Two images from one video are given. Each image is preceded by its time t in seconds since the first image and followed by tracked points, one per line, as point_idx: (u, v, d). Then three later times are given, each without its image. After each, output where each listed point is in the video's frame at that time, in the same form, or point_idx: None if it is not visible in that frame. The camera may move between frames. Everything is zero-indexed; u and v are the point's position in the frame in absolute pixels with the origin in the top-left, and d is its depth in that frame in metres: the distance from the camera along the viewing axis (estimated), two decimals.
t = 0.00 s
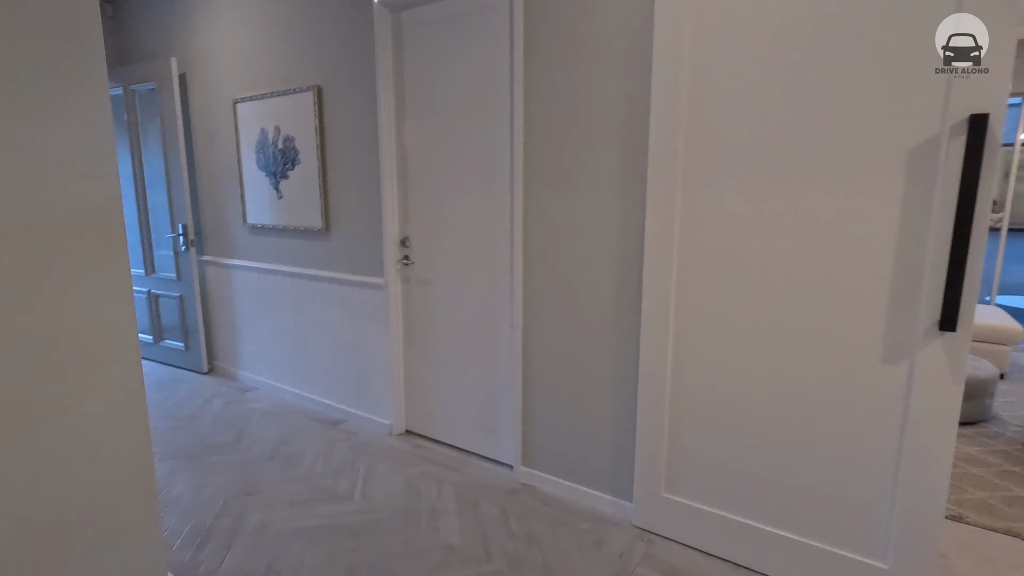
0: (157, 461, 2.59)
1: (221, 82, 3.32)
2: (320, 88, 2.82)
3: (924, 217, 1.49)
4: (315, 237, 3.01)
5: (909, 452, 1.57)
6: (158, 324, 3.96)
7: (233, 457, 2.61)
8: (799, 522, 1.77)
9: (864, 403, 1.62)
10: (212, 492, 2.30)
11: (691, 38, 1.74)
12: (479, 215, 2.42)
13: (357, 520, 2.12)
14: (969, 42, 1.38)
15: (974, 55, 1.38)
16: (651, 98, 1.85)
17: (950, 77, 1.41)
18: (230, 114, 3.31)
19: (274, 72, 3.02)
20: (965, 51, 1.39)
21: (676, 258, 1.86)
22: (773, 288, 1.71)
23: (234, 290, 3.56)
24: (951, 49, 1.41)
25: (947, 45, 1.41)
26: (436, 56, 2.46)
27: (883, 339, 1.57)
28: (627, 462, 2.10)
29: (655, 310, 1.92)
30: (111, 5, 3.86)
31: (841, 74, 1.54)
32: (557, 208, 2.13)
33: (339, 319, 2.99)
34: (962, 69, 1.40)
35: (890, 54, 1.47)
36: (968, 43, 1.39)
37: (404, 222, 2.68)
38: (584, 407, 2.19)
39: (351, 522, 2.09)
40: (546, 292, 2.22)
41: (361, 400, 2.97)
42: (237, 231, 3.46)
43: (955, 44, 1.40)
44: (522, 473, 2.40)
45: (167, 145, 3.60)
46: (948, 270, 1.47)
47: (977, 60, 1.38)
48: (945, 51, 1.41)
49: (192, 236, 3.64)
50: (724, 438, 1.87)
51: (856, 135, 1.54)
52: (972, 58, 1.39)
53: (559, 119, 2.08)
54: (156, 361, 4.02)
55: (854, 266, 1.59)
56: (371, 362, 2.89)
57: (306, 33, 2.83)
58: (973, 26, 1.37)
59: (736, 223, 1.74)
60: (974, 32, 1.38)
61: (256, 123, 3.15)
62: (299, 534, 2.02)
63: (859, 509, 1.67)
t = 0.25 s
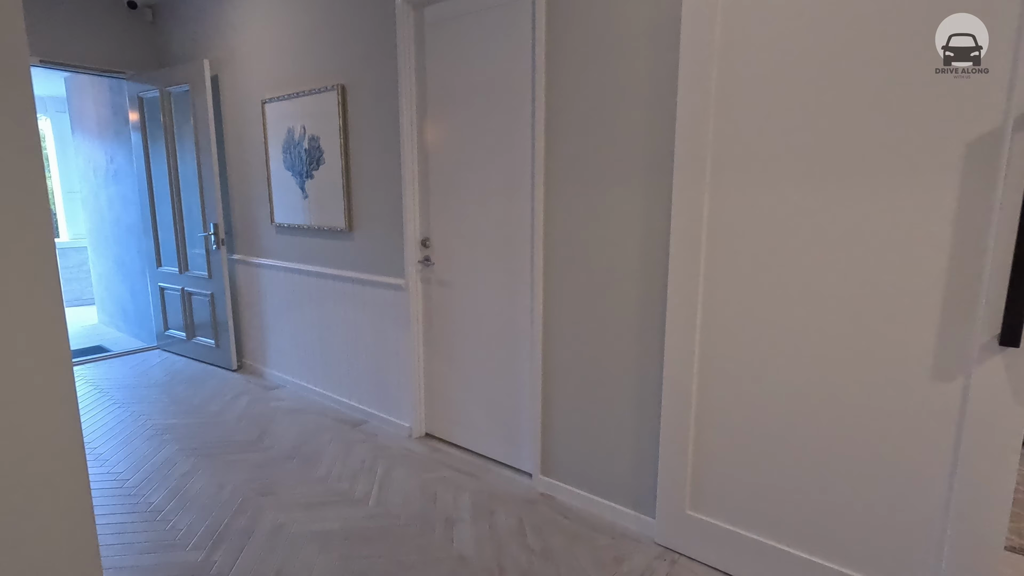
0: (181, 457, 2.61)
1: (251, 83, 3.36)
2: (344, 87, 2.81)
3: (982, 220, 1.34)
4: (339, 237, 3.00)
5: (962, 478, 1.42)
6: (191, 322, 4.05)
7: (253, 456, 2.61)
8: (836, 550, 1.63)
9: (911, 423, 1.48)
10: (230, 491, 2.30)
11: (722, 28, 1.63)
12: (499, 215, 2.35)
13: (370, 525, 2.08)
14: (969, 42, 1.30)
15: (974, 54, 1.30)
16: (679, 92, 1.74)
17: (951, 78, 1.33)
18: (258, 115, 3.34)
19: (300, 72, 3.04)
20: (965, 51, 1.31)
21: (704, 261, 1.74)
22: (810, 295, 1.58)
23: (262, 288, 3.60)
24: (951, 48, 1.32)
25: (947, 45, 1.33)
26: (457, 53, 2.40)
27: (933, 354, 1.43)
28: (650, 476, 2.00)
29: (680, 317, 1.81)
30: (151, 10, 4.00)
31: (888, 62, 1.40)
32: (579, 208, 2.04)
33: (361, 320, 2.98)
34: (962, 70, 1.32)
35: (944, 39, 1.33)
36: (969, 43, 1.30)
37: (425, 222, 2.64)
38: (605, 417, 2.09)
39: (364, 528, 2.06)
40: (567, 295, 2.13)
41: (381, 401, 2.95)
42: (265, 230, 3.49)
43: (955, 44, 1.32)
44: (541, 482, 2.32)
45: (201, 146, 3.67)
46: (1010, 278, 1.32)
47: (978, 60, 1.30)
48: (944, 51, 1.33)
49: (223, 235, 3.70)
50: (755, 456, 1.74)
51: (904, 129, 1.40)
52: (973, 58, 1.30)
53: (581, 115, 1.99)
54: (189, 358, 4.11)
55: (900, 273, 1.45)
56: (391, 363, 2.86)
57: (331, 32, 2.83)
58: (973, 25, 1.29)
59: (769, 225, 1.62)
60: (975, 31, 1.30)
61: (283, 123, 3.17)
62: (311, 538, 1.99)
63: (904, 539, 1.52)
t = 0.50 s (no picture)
0: (202, 456, 2.63)
1: (276, 85, 3.39)
2: (365, 88, 2.79)
3: None
4: (360, 238, 2.99)
5: (1019, 508, 1.29)
6: (219, 321, 4.11)
7: (273, 457, 2.61)
8: None
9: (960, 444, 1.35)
10: (247, 493, 2.30)
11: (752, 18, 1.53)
12: (519, 216, 2.29)
13: (383, 533, 2.04)
14: (969, 42, 1.25)
15: (973, 54, 1.25)
16: (706, 87, 1.64)
17: (951, 78, 1.28)
18: (283, 116, 3.36)
19: (323, 73, 3.04)
20: (964, 51, 1.25)
21: (732, 266, 1.64)
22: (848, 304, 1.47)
23: (286, 289, 3.62)
24: (950, 48, 1.27)
25: (947, 45, 1.28)
26: (477, 51, 2.35)
27: (985, 369, 1.31)
28: (673, 491, 1.90)
29: (706, 324, 1.72)
30: (183, 15, 4.10)
31: (936, 51, 1.29)
32: (601, 210, 1.96)
33: (382, 322, 2.95)
34: (962, 70, 1.27)
35: (1000, 24, 1.21)
36: (968, 43, 1.25)
37: (445, 224, 2.59)
38: (626, 427, 2.01)
39: (378, 535, 2.02)
40: (588, 300, 2.06)
41: (401, 405, 2.92)
42: (290, 231, 3.51)
43: (955, 44, 1.26)
44: (560, 493, 2.25)
45: (229, 148, 3.72)
46: None
47: (977, 60, 1.24)
48: (944, 51, 1.28)
49: (249, 236, 3.74)
50: (785, 473, 1.64)
51: (954, 124, 1.28)
52: (972, 58, 1.25)
53: (603, 113, 1.92)
54: (217, 356, 4.17)
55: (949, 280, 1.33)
56: (410, 367, 2.83)
57: (354, 33, 2.81)
58: (973, 25, 1.24)
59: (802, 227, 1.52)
60: (975, 31, 1.24)
61: (307, 125, 3.18)
62: (323, 545, 1.97)
63: (951, 570, 1.40)
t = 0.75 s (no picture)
0: (225, 455, 2.63)
1: (303, 84, 3.39)
2: (389, 85, 2.75)
3: None
4: (384, 238, 2.95)
5: None
6: (248, 319, 4.16)
7: (293, 457, 2.59)
8: None
9: None
10: (267, 494, 2.28)
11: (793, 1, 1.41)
12: (542, 215, 2.20)
13: (400, 540, 1.98)
14: (969, 42, 1.19)
15: (973, 54, 1.19)
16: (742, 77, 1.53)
17: (952, 78, 1.22)
18: (310, 115, 3.36)
19: (348, 71, 3.02)
20: (964, 51, 1.19)
21: (769, 269, 1.53)
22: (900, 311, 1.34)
23: (312, 288, 3.62)
24: (950, 48, 1.21)
25: (947, 45, 1.22)
26: (501, 45, 2.27)
27: None
28: (702, 507, 1.79)
29: (740, 331, 1.60)
30: (216, 17, 4.17)
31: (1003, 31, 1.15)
32: (628, 209, 1.87)
33: (404, 323, 2.91)
34: (962, 70, 1.21)
35: None
36: (967, 43, 1.19)
37: (467, 223, 2.53)
38: (653, 438, 1.90)
39: (393, 542, 1.97)
40: (613, 303, 1.96)
41: (422, 407, 2.87)
42: (316, 231, 3.50)
43: (954, 43, 1.20)
44: (583, 503, 2.15)
45: (258, 147, 3.75)
46: None
47: (977, 60, 1.19)
48: (944, 50, 1.22)
49: (276, 235, 3.75)
50: (825, 494, 1.51)
51: None
52: (971, 58, 1.19)
53: (630, 106, 1.82)
54: (246, 354, 4.22)
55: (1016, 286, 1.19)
56: (432, 369, 2.77)
57: (378, 29, 2.78)
58: (973, 24, 1.18)
59: (847, 227, 1.39)
60: (975, 30, 1.18)
61: (333, 123, 3.16)
62: (339, 550, 1.92)
63: None
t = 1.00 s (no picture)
0: (248, 456, 2.62)
1: (333, 83, 3.37)
2: (416, 82, 2.69)
3: None
4: (409, 238, 2.89)
5: None
6: (279, 318, 4.18)
7: (316, 461, 2.55)
8: None
9: None
10: (287, 498, 2.24)
11: None
12: (570, 216, 2.10)
13: (418, 552, 1.91)
14: (969, 42, 1.13)
15: (973, 55, 1.13)
16: (790, 65, 1.39)
17: (953, 79, 1.16)
18: (338, 115, 3.35)
19: (375, 70, 2.98)
20: (964, 51, 1.13)
21: (819, 276, 1.38)
22: (967, 327, 1.19)
23: (340, 288, 3.60)
24: (950, 48, 1.15)
25: (947, 45, 1.16)
26: (529, 38, 2.18)
27: None
28: (740, 532, 1.66)
29: (784, 344, 1.47)
30: (251, 19, 4.21)
31: None
32: (662, 209, 1.74)
33: (429, 325, 2.84)
34: (961, 71, 1.15)
35: None
36: (967, 43, 1.13)
37: (493, 223, 2.44)
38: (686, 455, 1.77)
39: (411, 555, 1.89)
40: (645, 310, 1.84)
41: (446, 412, 2.79)
42: (343, 231, 3.48)
43: (954, 43, 1.14)
44: (610, 520, 2.04)
45: (289, 148, 3.76)
46: None
47: (977, 60, 1.12)
48: (944, 50, 1.16)
49: (305, 235, 3.76)
50: (880, 527, 1.36)
51: None
52: (971, 59, 1.13)
53: (664, 100, 1.70)
54: (276, 354, 4.24)
55: None
56: (457, 373, 2.70)
57: (405, 25, 2.73)
58: (973, 24, 1.12)
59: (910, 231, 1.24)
60: (976, 30, 1.12)
61: (361, 122, 3.13)
62: (356, 561, 1.86)
63: None
